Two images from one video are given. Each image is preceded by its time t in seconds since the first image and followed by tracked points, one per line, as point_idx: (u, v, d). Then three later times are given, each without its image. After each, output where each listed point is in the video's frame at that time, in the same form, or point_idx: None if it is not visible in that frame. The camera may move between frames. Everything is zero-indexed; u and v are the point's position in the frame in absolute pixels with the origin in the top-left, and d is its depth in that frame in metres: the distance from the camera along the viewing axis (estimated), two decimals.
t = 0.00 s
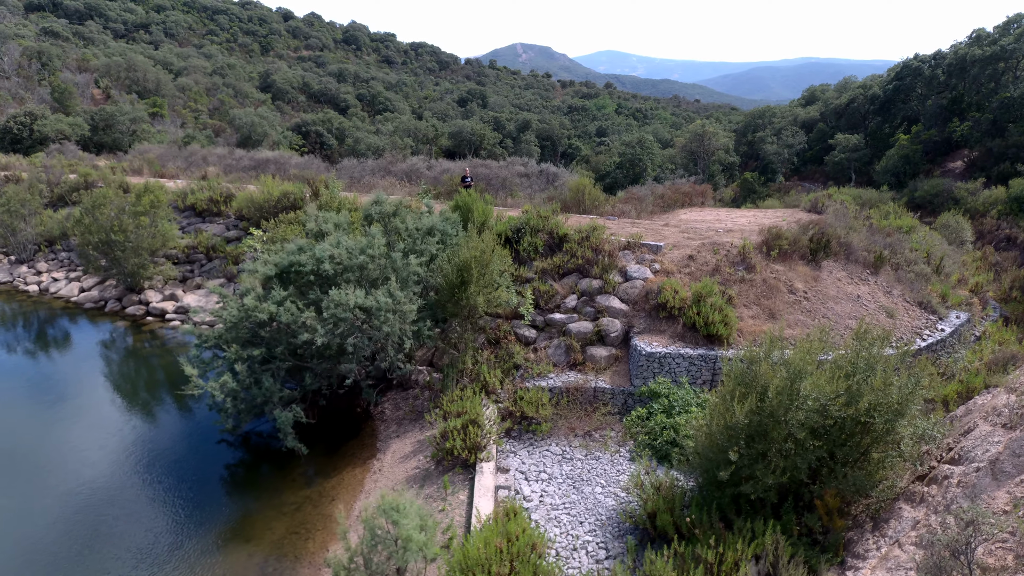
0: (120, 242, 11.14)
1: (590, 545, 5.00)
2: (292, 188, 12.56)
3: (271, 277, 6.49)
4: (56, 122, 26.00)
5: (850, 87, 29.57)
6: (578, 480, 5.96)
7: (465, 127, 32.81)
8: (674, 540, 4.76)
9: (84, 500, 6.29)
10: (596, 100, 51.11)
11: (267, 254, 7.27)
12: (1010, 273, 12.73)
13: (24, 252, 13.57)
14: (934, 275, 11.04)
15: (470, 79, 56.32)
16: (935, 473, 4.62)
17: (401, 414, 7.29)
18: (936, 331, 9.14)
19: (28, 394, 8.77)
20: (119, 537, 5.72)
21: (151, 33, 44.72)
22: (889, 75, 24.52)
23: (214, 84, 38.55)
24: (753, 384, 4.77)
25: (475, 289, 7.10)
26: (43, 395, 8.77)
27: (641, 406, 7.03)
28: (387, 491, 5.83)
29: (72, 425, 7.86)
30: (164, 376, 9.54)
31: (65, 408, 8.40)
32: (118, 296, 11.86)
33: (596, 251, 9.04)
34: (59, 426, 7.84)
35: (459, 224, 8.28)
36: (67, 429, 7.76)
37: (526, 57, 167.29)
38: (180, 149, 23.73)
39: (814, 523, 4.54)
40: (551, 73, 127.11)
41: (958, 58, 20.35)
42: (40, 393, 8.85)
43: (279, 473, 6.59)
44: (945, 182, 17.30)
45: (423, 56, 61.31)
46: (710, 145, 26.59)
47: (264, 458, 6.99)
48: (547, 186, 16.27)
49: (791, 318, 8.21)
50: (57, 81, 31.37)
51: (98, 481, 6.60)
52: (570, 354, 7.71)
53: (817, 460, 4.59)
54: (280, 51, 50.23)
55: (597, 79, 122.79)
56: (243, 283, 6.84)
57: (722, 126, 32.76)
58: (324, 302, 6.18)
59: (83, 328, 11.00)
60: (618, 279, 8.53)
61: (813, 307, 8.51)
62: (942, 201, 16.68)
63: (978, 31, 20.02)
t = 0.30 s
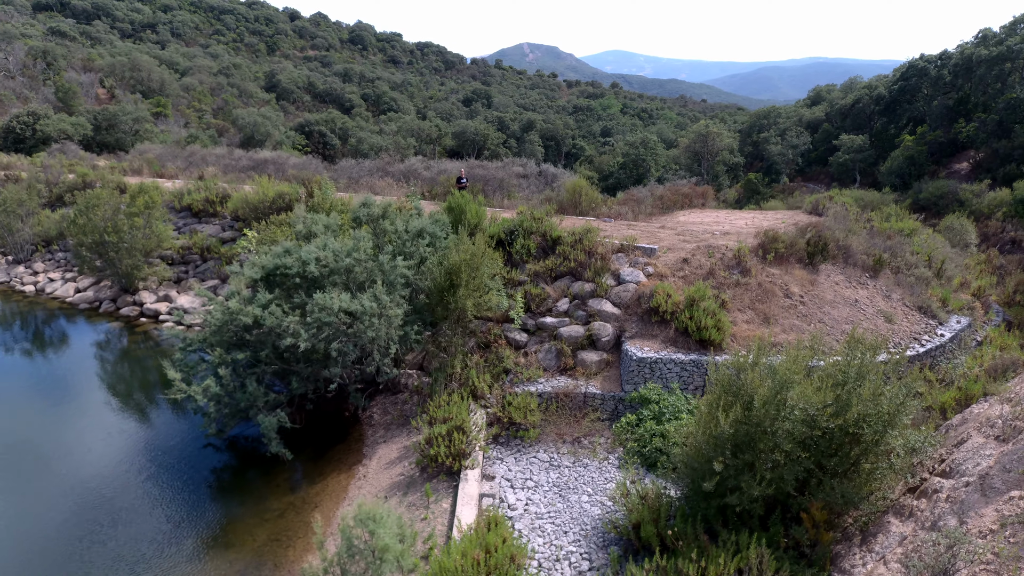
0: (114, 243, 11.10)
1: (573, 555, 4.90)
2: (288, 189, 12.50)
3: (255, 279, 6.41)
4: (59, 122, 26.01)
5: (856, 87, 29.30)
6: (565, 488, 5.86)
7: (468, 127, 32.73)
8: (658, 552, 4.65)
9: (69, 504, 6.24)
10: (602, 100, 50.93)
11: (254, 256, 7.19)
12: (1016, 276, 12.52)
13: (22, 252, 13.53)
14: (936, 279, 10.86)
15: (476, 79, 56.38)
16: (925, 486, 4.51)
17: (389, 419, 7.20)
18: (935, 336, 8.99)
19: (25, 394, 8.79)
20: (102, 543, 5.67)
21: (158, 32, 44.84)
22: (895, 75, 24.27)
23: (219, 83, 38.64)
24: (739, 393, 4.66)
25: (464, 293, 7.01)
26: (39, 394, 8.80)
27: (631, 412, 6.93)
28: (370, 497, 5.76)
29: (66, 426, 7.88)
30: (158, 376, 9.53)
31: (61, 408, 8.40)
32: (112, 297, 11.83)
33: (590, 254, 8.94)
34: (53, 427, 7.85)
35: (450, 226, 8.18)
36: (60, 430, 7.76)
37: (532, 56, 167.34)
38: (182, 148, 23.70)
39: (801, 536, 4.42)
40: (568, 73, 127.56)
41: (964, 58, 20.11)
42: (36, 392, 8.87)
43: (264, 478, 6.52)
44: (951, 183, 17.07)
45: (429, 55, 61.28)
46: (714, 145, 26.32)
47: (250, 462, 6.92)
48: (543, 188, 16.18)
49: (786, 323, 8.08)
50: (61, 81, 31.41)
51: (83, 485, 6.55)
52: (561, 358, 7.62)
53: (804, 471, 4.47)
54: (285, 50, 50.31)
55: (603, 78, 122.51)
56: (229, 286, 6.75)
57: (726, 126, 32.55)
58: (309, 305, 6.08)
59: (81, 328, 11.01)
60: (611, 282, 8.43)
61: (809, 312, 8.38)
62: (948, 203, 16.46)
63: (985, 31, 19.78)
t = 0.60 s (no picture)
0: (113, 244, 11.12)
1: (558, 568, 4.82)
2: (287, 191, 12.49)
3: (244, 283, 6.39)
4: (67, 123, 26.18)
5: (865, 89, 28.95)
6: (554, 497, 5.78)
7: (475, 128, 32.71)
8: (646, 565, 4.56)
9: (59, 507, 6.23)
10: (611, 102, 50.73)
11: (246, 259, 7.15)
12: None
13: (24, 253, 13.61)
14: (941, 285, 10.66)
15: (485, 81, 56.40)
16: (919, 502, 4.39)
17: (379, 424, 7.15)
18: (938, 343, 8.80)
19: (24, 394, 8.82)
20: (92, 547, 5.65)
21: (170, 34, 45.20)
22: (905, 77, 23.94)
23: (228, 84, 38.89)
24: (730, 403, 4.54)
25: (456, 297, 6.94)
26: (40, 394, 8.84)
27: (625, 419, 6.82)
28: (357, 505, 5.70)
29: (64, 427, 7.90)
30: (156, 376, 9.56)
31: (61, 409, 8.45)
32: (111, 298, 11.85)
33: (585, 258, 8.86)
34: (50, 428, 7.88)
35: (444, 231, 8.11)
36: (59, 431, 7.78)
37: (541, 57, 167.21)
38: (188, 150, 23.79)
39: (790, 551, 4.31)
40: (577, 74, 127.56)
41: (974, 60, 19.79)
42: (37, 392, 8.90)
43: (253, 483, 6.48)
44: (960, 186, 16.77)
45: (439, 57, 61.35)
46: (721, 147, 25.90)
47: (240, 466, 6.87)
48: (546, 190, 16.12)
49: (784, 330, 7.95)
50: (71, 82, 31.65)
51: (75, 488, 6.54)
52: (555, 364, 7.53)
53: (794, 485, 4.36)
54: (296, 52, 50.63)
55: (613, 79, 122.24)
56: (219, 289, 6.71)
57: (734, 128, 32.30)
58: (297, 310, 6.03)
59: (83, 328, 11.06)
60: (607, 287, 8.34)
61: (807, 319, 8.23)
62: (957, 207, 16.18)
63: (996, 32, 19.46)
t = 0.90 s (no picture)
0: (117, 245, 11.22)
1: None
2: (291, 193, 12.54)
3: (238, 285, 6.39)
4: (80, 124, 26.51)
5: (880, 90, 28.50)
6: (546, 506, 5.71)
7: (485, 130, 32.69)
8: None
9: (56, 508, 6.29)
10: (624, 102, 50.46)
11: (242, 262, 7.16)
12: None
13: (33, 253, 13.78)
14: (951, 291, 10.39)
15: (497, 82, 56.40)
16: (915, 519, 4.27)
17: (373, 428, 7.12)
18: (946, 351, 8.58)
19: (29, 394, 8.92)
20: (89, 548, 5.72)
21: (186, 36, 45.74)
22: (920, 78, 23.51)
23: (241, 85, 39.19)
24: (721, 414, 4.44)
25: (450, 302, 6.90)
26: (45, 394, 8.95)
27: (620, 427, 6.73)
28: (347, 512, 5.67)
29: (66, 427, 7.97)
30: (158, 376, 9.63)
31: (64, 408, 8.54)
32: (117, 299, 11.98)
33: (585, 262, 8.77)
34: (53, 427, 7.97)
35: (440, 235, 8.07)
36: (61, 431, 7.86)
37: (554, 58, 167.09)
38: (199, 150, 24.00)
39: (781, 568, 4.19)
40: (591, 74, 127.27)
41: (991, 61, 19.38)
42: (41, 392, 9.01)
43: (246, 487, 6.48)
44: (975, 189, 16.40)
45: (452, 58, 61.43)
46: (733, 148, 25.20)
47: (233, 469, 6.87)
48: (550, 192, 16.02)
49: (785, 337, 7.80)
50: (86, 83, 32.07)
51: (71, 488, 6.60)
52: (551, 370, 7.46)
53: (785, 499, 4.24)
54: (310, 53, 51.02)
55: (626, 80, 121.74)
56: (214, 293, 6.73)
57: (746, 129, 31.96)
58: (289, 314, 6.03)
59: (90, 328, 11.19)
60: (605, 291, 8.25)
61: (809, 326, 8.08)
62: (972, 211, 15.82)
63: (1014, 32, 19.03)
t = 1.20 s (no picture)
0: (119, 246, 11.30)
1: None
2: (293, 194, 12.56)
3: (230, 289, 6.39)
4: (92, 124, 26.82)
5: (893, 91, 28.10)
6: (536, 515, 5.64)
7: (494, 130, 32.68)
8: None
9: (56, 508, 6.35)
10: (636, 103, 50.19)
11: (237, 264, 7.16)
12: None
13: (39, 253, 13.94)
14: (961, 296, 10.15)
15: (509, 82, 56.34)
16: (908, 537, 4.16)
17: (366, 432, 7.08)
18: (952, 359, 8.38)
19: (33, 393, 9.03)
20: (85, 547, 5.76)
21: (201, 36, 46.23)
22: (933, 78, 23.12)
23: (253, 86, 39.47)
24: (712, 424, 4.34)
25: (443, 306, 6.85)
26: (48, 393, 9.04)
27: (615, 434, 6.63)
28: (335, 518, 5.65)
29: (68, 425, 8.07)
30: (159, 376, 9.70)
31: (67, 407, 8.62)
32: (120, 299, 12.09)
33: (583, 266, 8.68)
34: (56, 426, 8.05)
35: (436, 238, 8.03)
36: (63, 430, 7.94)
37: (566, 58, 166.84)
38: (208, 151, 24.19)
39: None
40: (603, 74, 127.11)
41: (1007, 61, 18.99)
42: (45, 391, 9.11)
43: (238, 491, 6.48)
44: (989, 192, 16.05)
45: (464, 58, 61.49)
46: (744, 150, 25.10)
47: (227, 472, 6.87)
48: (553, 194, 15.92)
49: (786, 344, 7.67)
50: (99, 83, 32.43)
51: (71, 488, 6.67)
52: (546, 375, 7.38)
53: (776, 513, 4.11)
54: (323, 54, 51.38)
55: (640, 80, 121.21)
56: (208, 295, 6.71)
57: (757, 130, 31.64)
58: (280, 318, 6.02)
59: (96, 327, 11.31)
60: (603, 296, 8.17)
61: (810, 333, 7.94)
62: (986, 214, 15.48)
63: None
